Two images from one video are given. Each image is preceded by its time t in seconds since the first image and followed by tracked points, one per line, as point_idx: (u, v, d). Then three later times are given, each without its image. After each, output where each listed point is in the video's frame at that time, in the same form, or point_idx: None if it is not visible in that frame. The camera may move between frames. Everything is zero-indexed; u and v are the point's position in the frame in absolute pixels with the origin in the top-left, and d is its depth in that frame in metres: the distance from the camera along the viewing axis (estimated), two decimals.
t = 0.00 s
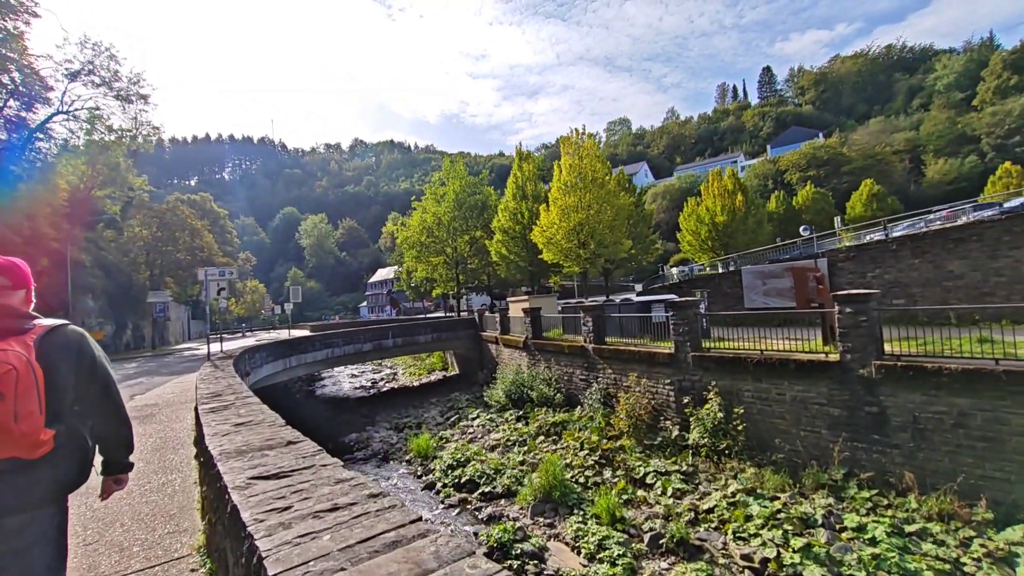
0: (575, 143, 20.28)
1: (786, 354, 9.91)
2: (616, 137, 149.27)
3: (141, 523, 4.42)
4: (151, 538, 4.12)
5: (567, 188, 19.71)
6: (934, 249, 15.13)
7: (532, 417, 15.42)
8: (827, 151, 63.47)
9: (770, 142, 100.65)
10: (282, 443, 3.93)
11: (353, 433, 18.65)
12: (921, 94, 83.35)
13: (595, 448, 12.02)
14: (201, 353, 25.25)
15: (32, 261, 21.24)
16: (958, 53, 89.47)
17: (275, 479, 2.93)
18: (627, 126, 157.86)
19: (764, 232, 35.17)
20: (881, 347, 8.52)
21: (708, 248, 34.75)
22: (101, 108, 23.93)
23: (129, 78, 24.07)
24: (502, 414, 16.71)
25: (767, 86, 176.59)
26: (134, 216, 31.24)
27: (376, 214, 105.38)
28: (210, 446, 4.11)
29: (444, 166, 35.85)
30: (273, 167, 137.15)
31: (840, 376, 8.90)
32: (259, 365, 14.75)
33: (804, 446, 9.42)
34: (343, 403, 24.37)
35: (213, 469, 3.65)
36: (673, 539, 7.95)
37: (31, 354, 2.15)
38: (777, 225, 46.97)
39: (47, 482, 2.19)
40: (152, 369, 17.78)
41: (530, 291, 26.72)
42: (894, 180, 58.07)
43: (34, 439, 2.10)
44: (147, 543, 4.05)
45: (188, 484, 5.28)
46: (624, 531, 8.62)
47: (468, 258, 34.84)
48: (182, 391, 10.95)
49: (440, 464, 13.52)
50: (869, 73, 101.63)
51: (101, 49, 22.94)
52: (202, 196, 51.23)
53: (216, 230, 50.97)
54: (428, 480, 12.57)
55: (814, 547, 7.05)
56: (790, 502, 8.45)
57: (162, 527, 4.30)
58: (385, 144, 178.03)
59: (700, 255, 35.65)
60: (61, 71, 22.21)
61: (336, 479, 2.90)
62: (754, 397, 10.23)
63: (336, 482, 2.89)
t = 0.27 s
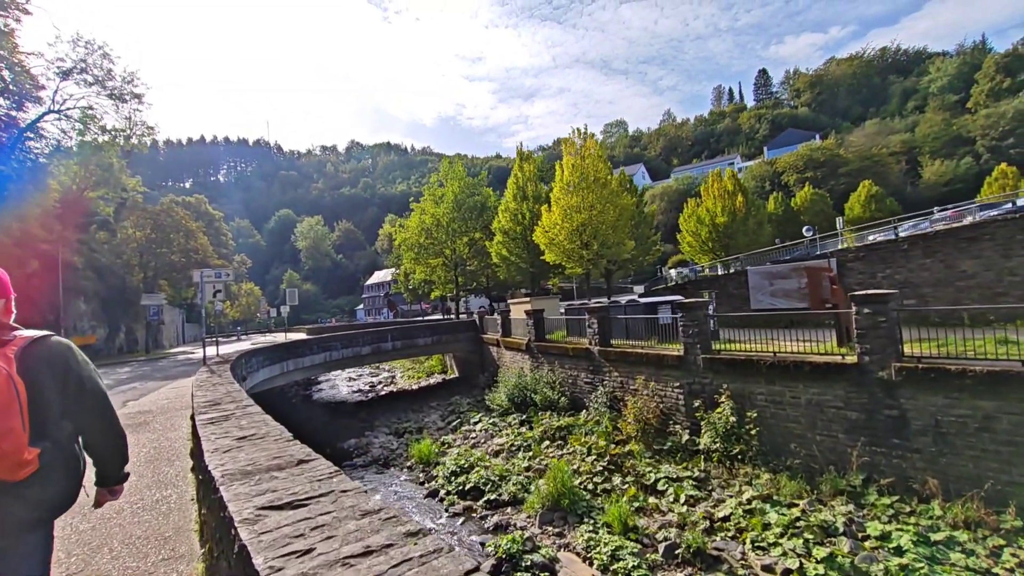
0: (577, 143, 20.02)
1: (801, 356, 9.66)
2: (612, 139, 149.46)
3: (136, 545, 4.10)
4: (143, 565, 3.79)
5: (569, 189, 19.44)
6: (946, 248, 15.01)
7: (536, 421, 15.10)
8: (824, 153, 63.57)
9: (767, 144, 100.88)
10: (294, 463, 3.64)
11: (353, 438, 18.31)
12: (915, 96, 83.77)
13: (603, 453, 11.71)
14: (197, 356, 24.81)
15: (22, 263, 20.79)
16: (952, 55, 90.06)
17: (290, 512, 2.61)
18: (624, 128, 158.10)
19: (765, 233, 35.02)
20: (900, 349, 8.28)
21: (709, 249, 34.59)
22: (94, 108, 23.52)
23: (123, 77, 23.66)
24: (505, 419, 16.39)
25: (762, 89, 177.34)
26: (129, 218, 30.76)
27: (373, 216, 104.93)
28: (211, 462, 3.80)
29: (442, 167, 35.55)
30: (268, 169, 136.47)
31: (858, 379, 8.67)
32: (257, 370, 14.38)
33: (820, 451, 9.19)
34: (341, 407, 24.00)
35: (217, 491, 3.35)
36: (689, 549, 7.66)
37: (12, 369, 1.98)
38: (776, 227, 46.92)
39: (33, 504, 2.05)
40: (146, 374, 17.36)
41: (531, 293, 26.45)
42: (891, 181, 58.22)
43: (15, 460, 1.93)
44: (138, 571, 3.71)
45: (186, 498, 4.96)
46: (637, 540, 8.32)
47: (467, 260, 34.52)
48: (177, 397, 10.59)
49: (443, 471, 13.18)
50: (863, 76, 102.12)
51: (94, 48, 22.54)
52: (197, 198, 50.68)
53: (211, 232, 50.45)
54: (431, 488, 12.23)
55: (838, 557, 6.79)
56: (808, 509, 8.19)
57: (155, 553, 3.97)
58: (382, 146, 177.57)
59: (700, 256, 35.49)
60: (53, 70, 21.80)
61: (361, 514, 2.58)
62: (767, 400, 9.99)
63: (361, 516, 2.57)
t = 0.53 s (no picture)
0: (576, 144, 19.79)
1: (810, 358, 9.48)
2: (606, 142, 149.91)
3: (123, 571, 3.77)
4: None
5: (568, 189, 19.25)
6: (951, 248, 14.98)
7: (537, 425, 14.82)
8: (817, 155, 63.99)
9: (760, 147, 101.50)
10: (305, 484, 3.33)
11: (349, 443, 17.96)
12: (906, 99, 84.69)
13: (607, 458, 11.45)
14: (188, 360, 24.30)
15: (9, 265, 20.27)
16: (940, 60, 91.19)
17: (310, 550, 2.33)
18: (617, 131, 158.65)
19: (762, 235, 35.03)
20: (914, 351, 8.13)
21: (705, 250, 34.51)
22: (83, 107, 23.07)
23: (113, 76, 23.19)
24: (505, 423, 16.11)
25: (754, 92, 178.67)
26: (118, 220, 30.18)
27: (367, 219, 104.41)
28: (209, 481, 3.46)
29: (438, 168, 35.26)
30: (261, 171, 135.45)
31: (871, 381, 8.51)
32: (251, 374, 14.01)
33: (832, 455, 9.01)
34: (336, 411, 23.60)
35: (217, 517, 3.03)
36: (701, 558, 7.43)
37: None
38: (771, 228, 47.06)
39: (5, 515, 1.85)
40: (137, 379, 16.92)
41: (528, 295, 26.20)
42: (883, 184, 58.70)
43: None
44: None
45: (179, 516, 4.63)
46: (646, 549, 8.07)
47: (463, 262, 34.23)
48: (169, 402, 10.23)
49: (443, 477, 12.84)
50: (854, 79, 103.16)
51: (84, 47, 22.12)
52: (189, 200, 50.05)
53: (203, 234, 49.82)
54: (431, 494, 11.90)
55: (857, 566, 6.58)
56: (822, 515, 8.00)
57: None
58: (375, 148, 176.81)
59: (697, 258, 35.45)
60: (41, 69, 21.33)
61: (393, 550, 2.32)
62: (776, 403, 9.81)
63: (392, 552, 2.31)
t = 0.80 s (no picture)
0: (578, 143, 19.55)
1: (826, 359, 9.23)
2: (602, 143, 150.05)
3: None
4: None
5: (570, 189, 19.01)
6: (964, 246, 14.81)
7: (542, 428, 14.52)
8: (814, 156, 64.13)
9: (756, 148, 101.78)
10: (322, 508, 2.75)
11: (348, 447, 17.61)
12: (900, 101, 85.13)
13: (616, 462, 11.16)
14: (184, 364, 23.87)
15: None
16: (934, 61, 91.75)
17: None
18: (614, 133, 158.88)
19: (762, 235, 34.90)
20: (935, 350, 7.90)
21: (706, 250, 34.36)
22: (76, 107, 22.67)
23: (106, 75, 22.79)
24: (508, 426, 15.79)
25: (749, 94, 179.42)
26: (112, 221, 29.71)
27: (363, 221, 103.97)
28: (211, 504, 2.86)
29: (436, 169, 34.95)
30: (256, 173, 134.75)
31: (890, 382, 8.27)
32: (248, 377, 13.67)
33: (850, 458, 8.77)
34: (335, 415, 23.24)
35: (221, 552, 2.44)
36: (720, 567, 7.15)
37: None
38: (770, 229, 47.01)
39: None
40: (130, 383, 16.53)
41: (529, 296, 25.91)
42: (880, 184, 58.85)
43: None
44: None
45: (176, 532, 4.28)
46: (662, 557, 7.79)
47: (461, 263, 33.93)
48: (164, 407, 9.90)
49: (447, 482, 12.51)
50: (849, 81, 103.67)
51: (76, 45, 21.72)
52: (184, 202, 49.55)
53: (198, 237, 49.35)
54: (434, 500, 11.57)
55: None
56: (843, 520, 7.74)
57: None
58: (371, 150, 176.36)
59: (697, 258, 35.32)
60: (31, 67, 20.93)
61: None
62: (790, 405, 9.56)
63: None
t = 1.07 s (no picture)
0: (584, 142, 19.31)
1: (847, 361, 8.94)
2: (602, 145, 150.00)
3: None
4: None
5: (576, 188, 18.77)
6: (983, 245, 14.55)
7: (550, 432, 14.22)
8: (816, 157, 63.99)
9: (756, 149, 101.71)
10: (361, 552, 2.15)
11: (352, 452, 17.31)
12: (900, 101, 85.11)
13: (628, 467, 10.87)
14: (183, 367, 23.53)
15: None
16: (933, 62, 91.71)
17: None
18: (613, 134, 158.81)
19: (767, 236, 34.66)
20: (964, 352, 7.61)
21: (710, 251, 34.15)
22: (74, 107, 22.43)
23: (104, 74, 22.53)
24: (514, 430, 15.48)
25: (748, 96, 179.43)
26: (110, 223, 29.41)
27: (363, 223, 103.72)
28: (222, 540, 2.33)
29: (438, 169, 34.69)
30: (255, 175, 134.58)
31: (917, 384, 7.97)
32: (250, 381, 13.36)
33: (874, 463, 8.49)
34: (336, 418, 22.93)
35: None
36: None
37: None
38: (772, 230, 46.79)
39: None
40: (129, 387, 16.22)
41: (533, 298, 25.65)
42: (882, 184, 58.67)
43: None
44: None
45: (178, 557, 3.91)
46: (683, 568, 7.47)
47: (464, 264, 33.65)
48: (165, 412, 9.60)
49: (454, 488, 12.19)
50: (848, 82, 103.69)
51: (74, 44, 21.47)
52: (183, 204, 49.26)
53: (198, 239, 49.07)
54: (442, 508, 11.26)
55: None
56: (870, 529, 7.43)
57: None
58: (370, 152, 176.32)
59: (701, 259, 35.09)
60: (28, 66, 20.66)
61: None
62: (810, 409, 9.27)
63: None
